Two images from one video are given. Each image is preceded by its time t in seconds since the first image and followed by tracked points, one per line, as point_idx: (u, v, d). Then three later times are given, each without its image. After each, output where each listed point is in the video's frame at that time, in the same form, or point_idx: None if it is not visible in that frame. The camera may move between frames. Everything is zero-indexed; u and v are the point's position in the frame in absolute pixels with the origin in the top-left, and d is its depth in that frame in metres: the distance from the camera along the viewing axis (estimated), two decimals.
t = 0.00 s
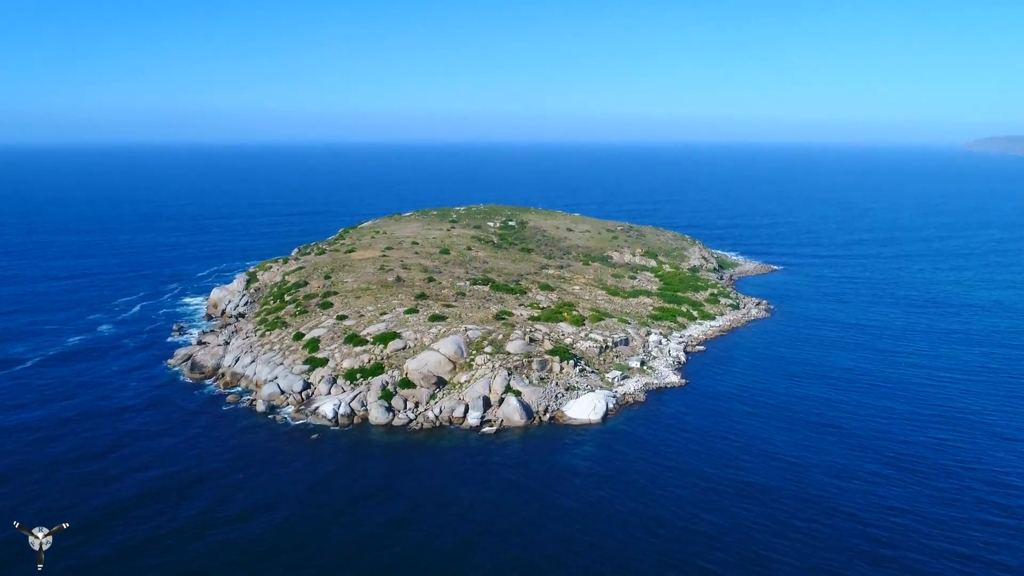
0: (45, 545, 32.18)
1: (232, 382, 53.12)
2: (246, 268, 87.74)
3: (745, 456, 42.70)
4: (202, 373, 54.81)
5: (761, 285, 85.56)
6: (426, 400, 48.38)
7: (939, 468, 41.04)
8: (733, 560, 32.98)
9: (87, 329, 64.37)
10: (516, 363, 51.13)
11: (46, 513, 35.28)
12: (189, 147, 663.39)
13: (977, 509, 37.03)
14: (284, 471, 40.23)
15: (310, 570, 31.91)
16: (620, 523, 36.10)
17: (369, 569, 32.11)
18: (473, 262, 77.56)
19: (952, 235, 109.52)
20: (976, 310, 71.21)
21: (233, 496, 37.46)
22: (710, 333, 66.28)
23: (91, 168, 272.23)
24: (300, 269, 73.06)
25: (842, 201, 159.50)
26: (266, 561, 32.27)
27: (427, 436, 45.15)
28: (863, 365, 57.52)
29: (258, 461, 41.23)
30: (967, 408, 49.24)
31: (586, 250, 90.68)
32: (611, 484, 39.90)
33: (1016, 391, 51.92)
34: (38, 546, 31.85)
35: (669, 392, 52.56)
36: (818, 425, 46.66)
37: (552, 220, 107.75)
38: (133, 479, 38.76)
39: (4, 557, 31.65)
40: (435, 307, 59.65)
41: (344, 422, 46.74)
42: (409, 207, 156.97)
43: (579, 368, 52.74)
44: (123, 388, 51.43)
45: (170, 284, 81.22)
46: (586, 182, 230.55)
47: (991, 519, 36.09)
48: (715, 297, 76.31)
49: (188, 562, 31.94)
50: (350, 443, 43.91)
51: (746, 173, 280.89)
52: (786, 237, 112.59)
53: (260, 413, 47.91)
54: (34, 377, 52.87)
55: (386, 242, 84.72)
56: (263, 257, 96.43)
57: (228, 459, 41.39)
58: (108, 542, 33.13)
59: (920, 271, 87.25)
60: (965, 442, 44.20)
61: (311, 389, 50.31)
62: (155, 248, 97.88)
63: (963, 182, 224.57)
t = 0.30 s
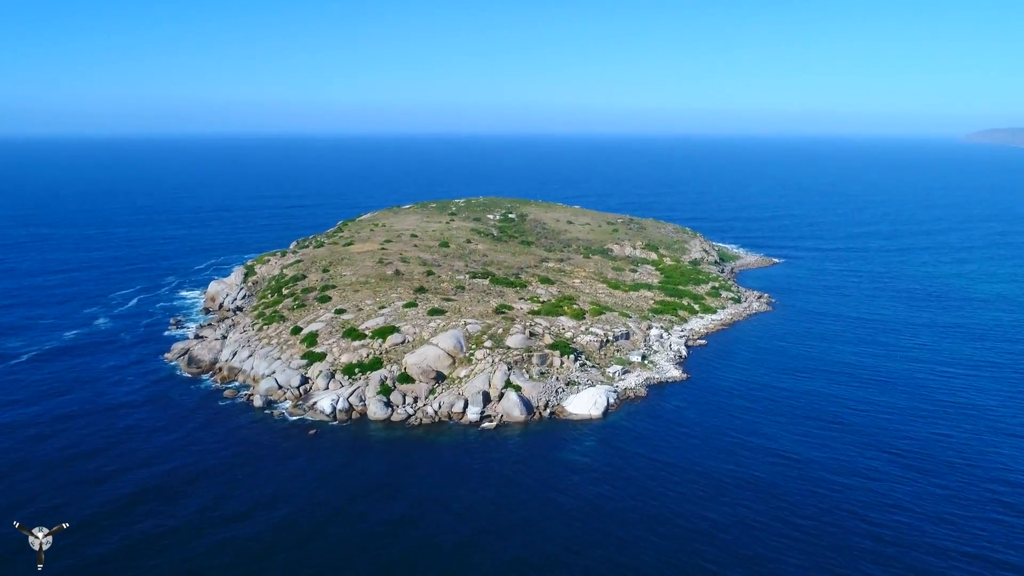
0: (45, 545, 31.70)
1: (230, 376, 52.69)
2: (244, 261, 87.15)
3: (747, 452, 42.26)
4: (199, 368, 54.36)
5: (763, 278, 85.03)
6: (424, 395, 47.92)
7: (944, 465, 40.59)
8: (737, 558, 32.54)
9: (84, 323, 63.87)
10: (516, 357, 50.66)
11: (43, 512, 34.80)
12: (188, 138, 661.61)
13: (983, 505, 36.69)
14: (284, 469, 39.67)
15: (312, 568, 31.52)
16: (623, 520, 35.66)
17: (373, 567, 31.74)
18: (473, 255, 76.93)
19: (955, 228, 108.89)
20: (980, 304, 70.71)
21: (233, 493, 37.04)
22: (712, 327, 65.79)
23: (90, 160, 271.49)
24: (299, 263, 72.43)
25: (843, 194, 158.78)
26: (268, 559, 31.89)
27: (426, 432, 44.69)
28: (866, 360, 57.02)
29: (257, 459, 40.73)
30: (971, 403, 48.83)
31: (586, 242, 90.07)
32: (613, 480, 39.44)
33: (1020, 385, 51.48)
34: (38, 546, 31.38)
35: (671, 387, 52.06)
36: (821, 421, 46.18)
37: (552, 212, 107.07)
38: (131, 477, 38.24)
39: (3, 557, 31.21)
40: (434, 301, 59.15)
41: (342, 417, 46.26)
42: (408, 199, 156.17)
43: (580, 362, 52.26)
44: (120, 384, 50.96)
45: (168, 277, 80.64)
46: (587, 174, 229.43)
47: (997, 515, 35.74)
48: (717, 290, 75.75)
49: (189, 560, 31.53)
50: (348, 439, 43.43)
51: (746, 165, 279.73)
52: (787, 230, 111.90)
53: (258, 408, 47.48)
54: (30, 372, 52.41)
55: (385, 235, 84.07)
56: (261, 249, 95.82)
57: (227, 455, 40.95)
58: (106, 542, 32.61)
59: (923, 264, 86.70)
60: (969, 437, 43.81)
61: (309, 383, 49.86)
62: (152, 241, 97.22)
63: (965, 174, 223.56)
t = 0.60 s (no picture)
0: (44, 545, 31.29)
1: (227, 373, 52.21)
2: (242, 256, 86.55)
3: (750, 450, 41.78)
4: (196, 365, 53.88)
5: (764, 273, 84.46)
6: (423, 393, 47.43)
7: (949, 463, 40.09)
8: (740, 558, 32.08)
9: (80, 319, 63.34)
10: (516, 354, 50.14)
11: (43, 511, 34.43)
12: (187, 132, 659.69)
13: (989, 504, 36.26)
14: (285, 468, 39.19)
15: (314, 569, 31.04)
16: (624, 519, 35.19)
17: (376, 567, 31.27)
18: (472, 251, 76.34)
19: (957, 223, 108.23)
20: (983, 300, 70.14)
21: (233, 493, 36.57)
22: (713, 323, 65.27)
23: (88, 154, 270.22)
24: (297, 258, 71.88)
25: (845, 189, 158.02)
26: (270, 561, 31.41)
27: (425, 429, 44.23)
28: (869, 357, 56.53)
29: (256, 457, 40.31)
30: (975, 400, 48.36)
31: (586, 238, 89.47)
32: (614, 479, 39.00)
33: None
34: (38, 546, 30.97)
35: (672, 384, 51.54)
36: (824, 418, 45.71)
37: (552, 207, 106.39)
38: (131, 476, 37.82)
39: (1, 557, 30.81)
40: (433, 297, 58.59)
41: (340, 415, 45.81)
42: (407, 194, 155.45)
43: (581, 359, 51.74)
44: (117, 381, 50.44)
45: (165, 273, 80.05)
46: (587, 169, 228.34)
47: (1004, 515, 35.31)
48: (718, 286, 75.23)
49: (190, 561, 31.05)
50: (347, 437, 42.97)
51: (747, 159, 278.81)
52: (789, 225, 111.23)
53: (255, 405, 47.01)
54: (27, 369, 51.91)
55: (384, 230, 83.44)
56: (259, 245, 95.19)
57: (226, 454, 40.48)
58: (104, 542, 32.13)
59: (925, 260, 86.10)
60: (974, 435, 43.37)
61: (307, 380, 49.36)
62: (150, 236, 96.57)
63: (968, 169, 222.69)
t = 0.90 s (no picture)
0: (45, 545, 30.97)
1: (224, 370, 51.75)
2: (240, 251, 85.97)
3: (753, 448, 41.31)
4: (193, 361, 53.42)
5: (766, 268, 83.91)
6: (422, 390, 46.95)
7: (955, 462, 39.61)
8: (745, 558, 31.59)
9: (77, 315, 62.82)
10: (516, 351, 49.64)
11: (42, 511, 33.98)
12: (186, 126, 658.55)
13: (997, 503, 35.77)
14: (286, 467, 38.66)
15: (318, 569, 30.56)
16: (627, 518, 34.71)
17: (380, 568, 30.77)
18: (472, 246, 75.77)
19: (960, 219, 107.61)
20: (987, 296, 69.59)
21: (233, 493, 36.09)
22: (715, 319, 64.78)
23: (86, 148, 268.94)
24: (295, 253, 71.29)
25: (847, 183, 157.25)
26: (273, 561, 30.93)
27: (424, 427, 43.74)
28: (872, 353, 56.05)
29: (256, 456, 39.83)
30: (981, 398, 47.81)
31: (586, 232, 88.90)
32: (616, 477, 38.55)
33: None
34: (38, 546, 30.65)
35: (674, 381, 51.06)
36: (827, 416, 45.24)
37: (552, 202, 105.74)
38: (130, 475, 37.41)
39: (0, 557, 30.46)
40: (432, 293, 58.04)
41: (338, 412, 45.32)
42: (406, 188, 154.62)
43: (581, 356, 51.24)
44: (113, 378, 49.99)
45: (162, 268, 79.50)
46: (587, 164, 227.40)
47: (1011, 513, 34.86)
48: (719, 281, 74.71)
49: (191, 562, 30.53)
50: (346, 435, 42.48)
51: (748, 154, 277.75)
52: (791, 220, 110.58)
53: (252, 402, 46.56)
54: (22, 366, 51.48)
55: (382, 225, 82.80)
56: (257, 240, 94.55)
57: (225, 453, 40.01)
58: (105, 543, 31.63)
59: (928, 256, 85.51)
60: (980, 433, 42.91)
61: (305, 377, 48.88)
62: (147, 231, 95.95)
63: (970, 164, 221.96)
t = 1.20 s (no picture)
0: (45, 545, 30.52)
1: (221, 366, 51.26)
2: (237, 246, 85.36)
3: (756, 445, 40.83)
4: (190, 357, 52.93)
5: (767, 263, 83.35)
6: (421, 386, 46.48)
7: (961, 459, 39.15)
8: (750, 558, 31.19)
9: (73, 311, 62.27)
10: (516, 346, 49.15)
11: (43, 509, 33.59)
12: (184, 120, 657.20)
13: (1004, 501, 35.33)
14: (287, 466, 38.15)
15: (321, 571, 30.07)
16: (630, 518, 34.24)
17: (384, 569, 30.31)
18: (471, 240, 75.17)
19: (962, 212, 106.95)
20: (991, 291, 69.05)
21: (233, 491, 35.58)
22: (716, 314, 64.27)
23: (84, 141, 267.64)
24: (293, 248, 70.69)
25: (848, 177, 156.49)
26: (275, 562, 30.45)
27: (423, 424, 43.29)
28: (876, 349, 55.56)
29: (257, 454, 39.37)
30: (987, 394, 47.34)
31: (587, 227, 88.25)
32: (618, 475, 38.13)
33: None
34: (38, 546, 30.21)
35: (675, 377, 50.57)
36: (831, 413, 44.78)
37: (552, 195, 105.09)
38: (128, 473, 36.93)
39: None
40: (431, 288, 57.51)
41: (336, 409, 44.88)
42: (406, 182, 153.81)
43: (582, 352, 50.74)
44: (110, 375, 49.46)
45: (159, 263, 78.93)
46: (587, 157, 226.54)
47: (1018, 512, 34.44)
48: (720, 276, 74.17)
49: (192, 564, 30.00)
50: (344, 433, 42.00)
51: (748, 147, 276.66)
52: (792, 214, 109.90)
53: (249, 399, 46.10)
54: (18, 362, 50.97)
55: (381, 219, 82.13)
56: (255, 234, 93.92)
57: (224, 451, 39.53)
58: (106, 544, 31.11)
59: (931, 250, 84.89)
60: (985, 429, 42.49)
61: (303, 374, 48.40)
62: (144, 226, 95.29)
63: (972, 157, 221.24)
